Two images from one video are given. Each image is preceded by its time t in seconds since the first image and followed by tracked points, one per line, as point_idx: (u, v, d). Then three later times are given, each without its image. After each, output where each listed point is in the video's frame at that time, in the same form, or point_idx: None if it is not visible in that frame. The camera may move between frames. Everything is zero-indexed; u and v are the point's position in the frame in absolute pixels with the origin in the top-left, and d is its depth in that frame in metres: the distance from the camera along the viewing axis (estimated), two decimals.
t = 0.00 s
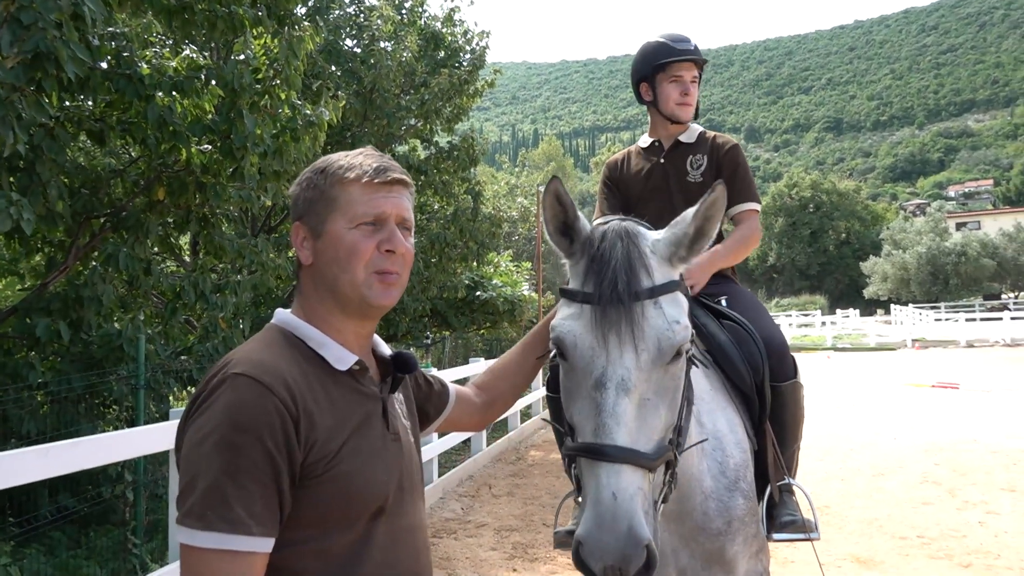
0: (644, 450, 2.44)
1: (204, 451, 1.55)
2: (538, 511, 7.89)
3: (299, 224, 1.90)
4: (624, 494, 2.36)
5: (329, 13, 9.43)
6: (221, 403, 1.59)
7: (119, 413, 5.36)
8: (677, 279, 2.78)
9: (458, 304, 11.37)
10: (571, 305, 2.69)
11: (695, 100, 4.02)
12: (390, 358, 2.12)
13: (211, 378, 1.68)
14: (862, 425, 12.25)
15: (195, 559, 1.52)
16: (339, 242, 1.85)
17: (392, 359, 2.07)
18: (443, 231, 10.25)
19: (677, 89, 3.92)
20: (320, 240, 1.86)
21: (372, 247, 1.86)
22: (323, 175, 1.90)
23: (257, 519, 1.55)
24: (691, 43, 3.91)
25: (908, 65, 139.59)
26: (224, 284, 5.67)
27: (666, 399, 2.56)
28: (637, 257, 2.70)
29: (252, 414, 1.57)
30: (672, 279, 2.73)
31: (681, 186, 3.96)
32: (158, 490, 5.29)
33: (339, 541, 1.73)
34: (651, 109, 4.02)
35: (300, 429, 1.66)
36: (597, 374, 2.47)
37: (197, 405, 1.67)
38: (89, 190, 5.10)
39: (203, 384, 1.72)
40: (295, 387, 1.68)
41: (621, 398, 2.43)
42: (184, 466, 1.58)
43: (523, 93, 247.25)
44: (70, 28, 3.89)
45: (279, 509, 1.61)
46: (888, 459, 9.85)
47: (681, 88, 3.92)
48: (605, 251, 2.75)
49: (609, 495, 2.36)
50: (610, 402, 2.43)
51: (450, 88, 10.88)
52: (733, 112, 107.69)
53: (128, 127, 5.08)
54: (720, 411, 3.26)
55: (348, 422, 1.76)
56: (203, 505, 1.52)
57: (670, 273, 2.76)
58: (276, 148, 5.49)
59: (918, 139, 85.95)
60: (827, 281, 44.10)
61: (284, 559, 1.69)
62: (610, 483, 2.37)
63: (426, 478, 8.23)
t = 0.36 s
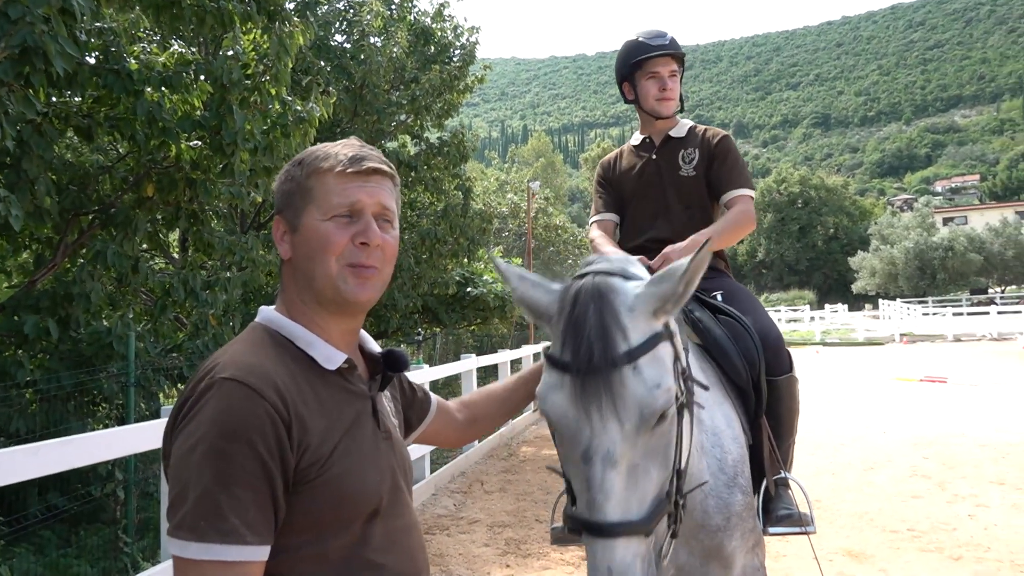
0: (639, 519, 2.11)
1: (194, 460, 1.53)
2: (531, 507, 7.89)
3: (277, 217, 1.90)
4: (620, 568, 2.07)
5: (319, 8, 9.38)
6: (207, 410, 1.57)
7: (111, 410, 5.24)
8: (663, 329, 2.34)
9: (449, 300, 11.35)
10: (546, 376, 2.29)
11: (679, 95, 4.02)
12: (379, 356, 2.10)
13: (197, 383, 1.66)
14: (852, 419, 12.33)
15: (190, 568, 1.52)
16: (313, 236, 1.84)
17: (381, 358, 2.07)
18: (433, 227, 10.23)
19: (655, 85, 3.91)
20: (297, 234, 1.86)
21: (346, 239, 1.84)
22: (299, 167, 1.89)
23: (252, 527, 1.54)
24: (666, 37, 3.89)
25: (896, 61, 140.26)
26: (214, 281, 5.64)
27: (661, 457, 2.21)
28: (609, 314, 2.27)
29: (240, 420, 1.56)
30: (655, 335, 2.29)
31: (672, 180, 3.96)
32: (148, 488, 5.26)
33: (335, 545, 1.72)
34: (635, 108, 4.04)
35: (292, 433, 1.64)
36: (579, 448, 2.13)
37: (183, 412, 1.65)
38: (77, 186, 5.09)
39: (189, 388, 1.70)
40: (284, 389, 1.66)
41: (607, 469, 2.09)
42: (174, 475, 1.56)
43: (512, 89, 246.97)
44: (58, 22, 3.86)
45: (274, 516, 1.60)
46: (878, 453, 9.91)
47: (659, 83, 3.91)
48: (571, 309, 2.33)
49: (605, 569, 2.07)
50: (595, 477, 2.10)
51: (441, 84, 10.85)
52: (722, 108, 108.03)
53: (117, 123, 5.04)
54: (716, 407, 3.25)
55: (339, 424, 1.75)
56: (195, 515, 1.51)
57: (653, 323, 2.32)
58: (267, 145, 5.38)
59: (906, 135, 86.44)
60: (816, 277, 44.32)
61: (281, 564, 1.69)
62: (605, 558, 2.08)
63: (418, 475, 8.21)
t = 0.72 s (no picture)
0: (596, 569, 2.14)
1: (177, 453, 1.49)
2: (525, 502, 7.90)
3: (283, 205, 1.85)
4: None
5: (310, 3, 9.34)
6: (194, 402, 1.53)
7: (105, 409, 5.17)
8: (615, 377, 2.34)
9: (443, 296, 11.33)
10: (503, 427, 2.35)
11: (669, 87, 4.01)
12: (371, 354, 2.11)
13: (182, 371, 1.62)
14: (845, 414, 12.38)
15: (162, 565, 1.47)
16: (321, 233, 1.81)
17: (371, 359, 2.10)
18: (426, 223, 10.23)
19: (643, 77, 3.90)
20: (304, 227, 1.82)
21: (356, 241, 1.83)
22: (312, 156, 1.84)
23: (231, 527, 1.51)
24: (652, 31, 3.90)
25: (887, 56, 140.75)
26: (206, 277, 5.60)
27: (616, 506, 2.23)
28: (556, 368, 2.29)
29: (229, 415, 1.53)
30: (605, 385, 2.29)
31: (667, 175, 3.96)
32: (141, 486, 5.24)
33: (314, 549, 1.70)
34: (627, 102, 4.04)
35: (279, 432, 1.62)
36: (534, 502, 2.18)
37: (166, 400, 1.61)
38: (66, 183, 5.08)
39: (172, 376, 1.66)
40: (274, 386, 1.64)
41: (559, 522, 2.13)
42: (152, 467, 1.52)
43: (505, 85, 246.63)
44: (46, 16, 3.84)
45: (254, 515, 1.58)
46: (871, 446, 9.96)
47: (647, 75, 3.90)
48: (521, 361, 2.37)
49: None
50: (548, 528, 2.14)
51: (433, 79, 10.82)
52: (715, 103, 108.14)
53: (106, 118, 4.99)
54: (716, 401, 3.25)
55: (326, 425, 1.74)
56: (173, 511, 1.47)
57: (603, 373, 2.32)
58: (258, 140, 5.38)
59: (897, 130, 86.75)
60: (808, 272, 44.49)
61: (256, 566, 1.66)
62: None
63: (412, 471, 8.21)
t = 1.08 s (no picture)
0: None
1: (170, 445, 1.43)
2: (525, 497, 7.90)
3: (278, 197, 1.82)
4: None
5: None
6: (189, 392, 1.48)
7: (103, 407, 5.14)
8: (557, 397, 2.36)
9: (442, 292, 11.31)
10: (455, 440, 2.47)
11: (661, 84, 3.99)
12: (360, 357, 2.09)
13: (176, 362, 1.56)
14: (844, 409, 12.38)
15: (149, 562, 1.41)
16: (319, 226, 1.78)
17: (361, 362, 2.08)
18: (425, 218, 10.21)
19: (631, 77, 3.92)
20: (300, 220, 1.79)
21: (356, 235, 1.81)
22: (310, 148, 1.81)
23: (224, 524, 1.46)
24: (642, 31, 3.91)
25: (887, 52, 140.47)
26: (204, 273, 5.57)
27: (558, 521, 2.27)
28: (493, 388, 2.35)
29: (226, 407, 1.48)
30: (544, 403, 2.33)
31: (664, 173, 3.93)
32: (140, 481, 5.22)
33: (303, 552, 1.65)
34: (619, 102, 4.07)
35: (275, 428, 1.58)
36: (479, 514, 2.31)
37: (157, 390, 1.55)
38: (64, 179, 5.03)
39: (163, 367, 1.60)
40: (271, 381, 1.60)
41: (496, 535, 2.23)
42: (141, 459, 1.45)
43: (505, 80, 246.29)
44: (43, 10, 3.82)
45: (246, 513, 1.52)
46: (871, 442, 9.96)
47: (635, 76, 3.91)
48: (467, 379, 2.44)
49: None
50: (488, 539, 2.26)
51: (432, 74, 10.79)
52: (714, 99, 107.99)
53: (105, 114, 4.96)
54: (712, 398, 3.24)
55: (319, 425, 1.70)
56: (166, 505, 1.41)
57: (543, 392, 2.34)
58: (256, 135, 5.38)
59: (897, 125, 86.63)
60: (808, 268, 44.48)
61: (242, 567, 1.59)
62: None
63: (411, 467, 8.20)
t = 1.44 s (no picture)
0: (504, 555, 2.26)
1: (162, 456, 1.39)
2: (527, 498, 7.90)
3: (276, 197, 1.79)
4: None
5: None
6: (180, 401, 1.43)
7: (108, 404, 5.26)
8: (539, 374, 2.41)
9: (445, 291, 11.31)
10: (435, 414, 2.51)
11: (671, 81, 3.99)
12: (343, 360, 2.06)
13: (162, 369, 1.51)
14: (847, 410, 12.35)
15: None
16: (318, 229, 1.77)
17: (345, 364, 2.06)
18: (429, 218, 10.21)
19: (639, 73, 3.95)
20: (299, 222, 1.77)
21: (354, 241, 1.81)
22: (312, 150, 1.80)
23: (218, 536, 1.43)
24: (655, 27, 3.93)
25: (892, 51, 140.18)
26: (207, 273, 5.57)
27: (532, 500, 2.32)
28: (477, 362, 2.39)
29: (220, 415, 1.45)
30: (526, 381, 2.38)
31: (669, 174, 3.93)
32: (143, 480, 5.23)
33: (293, 561, 1.63)
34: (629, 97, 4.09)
35: (268, 437, 1.55)
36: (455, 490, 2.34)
37: (143, 399, 1.49)
38: (69, 178, 5.02)
39: (148, 374, 1.54)
40: (262, 388, 1.57)
41: (471, 510, 2.28)
42: (129, 470, 1.40)
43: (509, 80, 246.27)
44: (47, 10, 3.83)
45: (239, 524, 1.50)
46: (875, 443, 9.94)
47: (643, 71, 3.94)
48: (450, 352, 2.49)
49: None
50: (464, 515, 2.30)
51: (436, 74, 10.78)
52: (719, 99, 107.80)
53: (109, 113, 4.96)
54: (706, 397, 3.24)
55: (308, 431, 1.68)
56: (159, 518, 1.37)
57: (525, 368, 2.40)
58: (260, 135, 5.41)
59: (902, 125, 86.42)
60: (812, 268, 44.40)
61: None
62: None
63: (415, 466, 8.19)
